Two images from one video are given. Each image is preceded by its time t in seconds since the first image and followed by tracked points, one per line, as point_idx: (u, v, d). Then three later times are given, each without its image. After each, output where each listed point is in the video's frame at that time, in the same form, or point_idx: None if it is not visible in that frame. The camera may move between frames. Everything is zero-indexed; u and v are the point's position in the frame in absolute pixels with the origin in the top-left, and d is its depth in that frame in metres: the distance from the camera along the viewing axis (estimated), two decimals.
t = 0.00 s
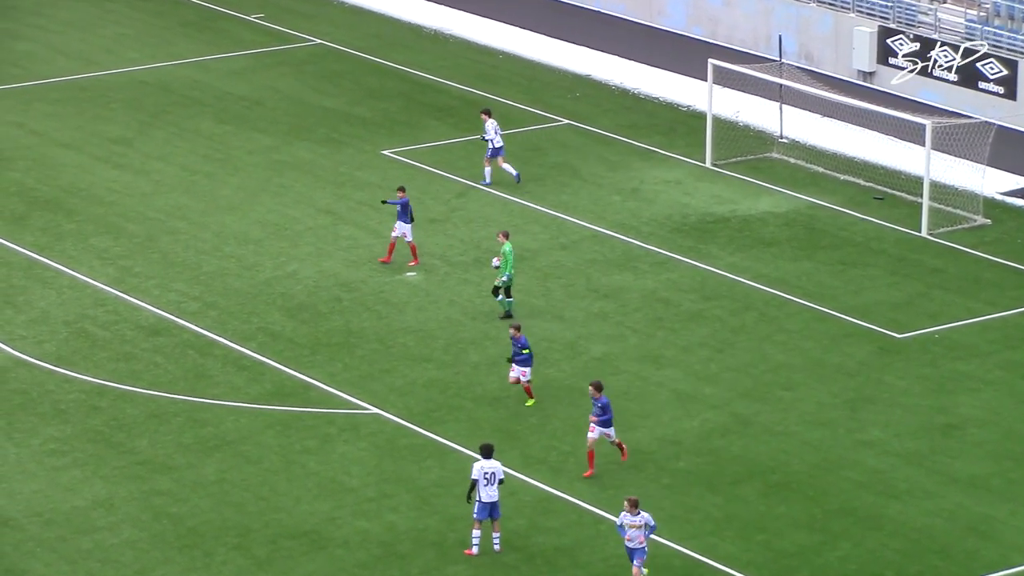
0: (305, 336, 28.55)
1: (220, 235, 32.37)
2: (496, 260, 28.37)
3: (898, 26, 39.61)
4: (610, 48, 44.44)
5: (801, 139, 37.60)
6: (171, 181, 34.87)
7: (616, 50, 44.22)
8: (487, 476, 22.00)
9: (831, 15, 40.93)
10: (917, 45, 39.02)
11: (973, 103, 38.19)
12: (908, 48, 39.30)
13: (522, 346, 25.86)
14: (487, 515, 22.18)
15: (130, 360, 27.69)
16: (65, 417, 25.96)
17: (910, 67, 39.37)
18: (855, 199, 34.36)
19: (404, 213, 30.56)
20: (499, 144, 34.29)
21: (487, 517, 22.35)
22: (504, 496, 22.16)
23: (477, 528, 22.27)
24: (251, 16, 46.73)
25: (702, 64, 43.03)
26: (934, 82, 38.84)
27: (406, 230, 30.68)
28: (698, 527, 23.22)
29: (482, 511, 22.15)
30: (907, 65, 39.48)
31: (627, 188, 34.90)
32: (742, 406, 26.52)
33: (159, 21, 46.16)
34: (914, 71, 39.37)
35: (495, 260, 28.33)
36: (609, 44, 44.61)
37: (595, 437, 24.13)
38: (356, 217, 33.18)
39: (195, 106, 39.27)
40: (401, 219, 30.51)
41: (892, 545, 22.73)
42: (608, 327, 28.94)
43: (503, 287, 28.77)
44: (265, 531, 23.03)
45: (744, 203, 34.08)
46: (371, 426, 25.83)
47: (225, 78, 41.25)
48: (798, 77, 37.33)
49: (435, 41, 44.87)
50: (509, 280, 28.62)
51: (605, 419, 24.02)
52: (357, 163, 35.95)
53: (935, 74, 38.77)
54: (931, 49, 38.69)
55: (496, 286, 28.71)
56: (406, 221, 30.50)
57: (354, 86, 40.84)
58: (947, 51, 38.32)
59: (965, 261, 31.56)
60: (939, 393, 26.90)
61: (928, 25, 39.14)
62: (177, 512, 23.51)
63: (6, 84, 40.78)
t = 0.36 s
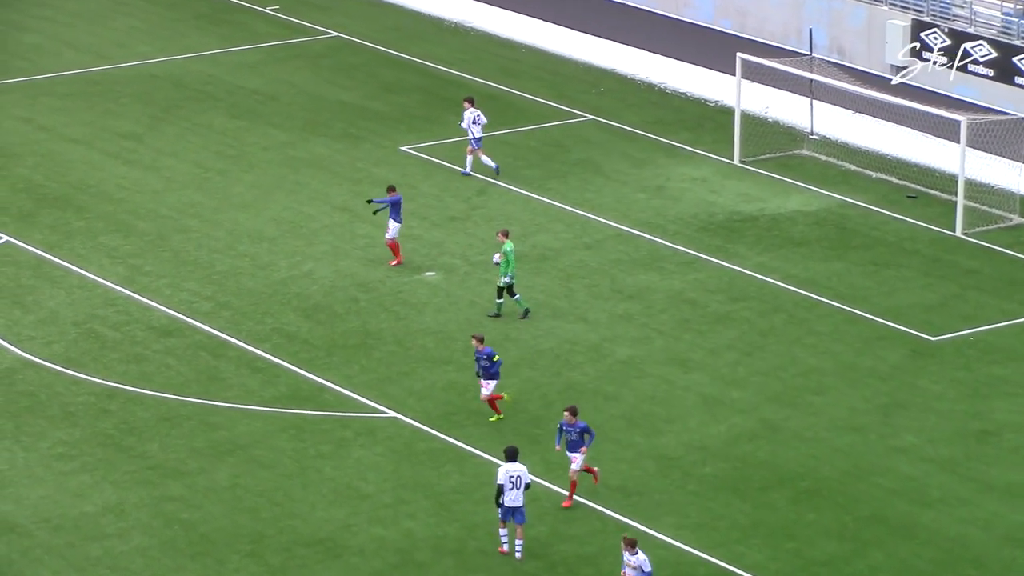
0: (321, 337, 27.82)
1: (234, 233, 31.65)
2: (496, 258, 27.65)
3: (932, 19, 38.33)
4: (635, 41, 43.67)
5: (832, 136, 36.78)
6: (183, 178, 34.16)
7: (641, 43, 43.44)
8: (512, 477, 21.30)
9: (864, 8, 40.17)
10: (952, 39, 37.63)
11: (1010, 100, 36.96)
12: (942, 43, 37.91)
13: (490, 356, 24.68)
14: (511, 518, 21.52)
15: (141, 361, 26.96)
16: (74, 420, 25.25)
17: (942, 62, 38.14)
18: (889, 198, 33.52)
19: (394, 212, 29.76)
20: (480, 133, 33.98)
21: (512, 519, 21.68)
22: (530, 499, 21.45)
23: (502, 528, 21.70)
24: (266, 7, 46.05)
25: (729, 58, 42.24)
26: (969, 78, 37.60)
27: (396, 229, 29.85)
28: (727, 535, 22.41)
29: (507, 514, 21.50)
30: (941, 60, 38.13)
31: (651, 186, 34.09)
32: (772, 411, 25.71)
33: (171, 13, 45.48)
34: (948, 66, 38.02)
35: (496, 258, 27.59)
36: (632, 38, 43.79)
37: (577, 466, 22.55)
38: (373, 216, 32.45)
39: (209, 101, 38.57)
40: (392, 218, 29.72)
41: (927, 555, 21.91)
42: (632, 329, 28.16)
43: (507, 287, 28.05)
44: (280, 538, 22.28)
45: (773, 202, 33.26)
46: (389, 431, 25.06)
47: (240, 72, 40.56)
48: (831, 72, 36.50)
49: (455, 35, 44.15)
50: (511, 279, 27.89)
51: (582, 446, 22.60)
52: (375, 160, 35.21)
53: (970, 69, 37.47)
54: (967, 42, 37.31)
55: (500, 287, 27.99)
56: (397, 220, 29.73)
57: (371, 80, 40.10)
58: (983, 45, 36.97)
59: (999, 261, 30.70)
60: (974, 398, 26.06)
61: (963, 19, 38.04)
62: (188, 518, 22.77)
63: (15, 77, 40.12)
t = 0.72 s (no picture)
0: (337, 339, 27.13)
1: (248, 231, 30.96)
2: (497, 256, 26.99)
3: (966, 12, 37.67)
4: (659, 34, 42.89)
5: (863, 133, 36.01)
6: (195, 175, 33.49)
7: (665, 36, 42.67)
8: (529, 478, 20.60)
9: None
10: (988, 33, 37.17)
11: None
12: (977, 37, 37.44)
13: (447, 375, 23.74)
14: (533, 522, 20.86)
15: (152, 364, 26.29)
16: (84, 424, 24.59)
17: (975, 56, 37.63)
18: (921, 197, 32.71)
19: (384, 214, 28.99)
20: (452, 124, 33.66)
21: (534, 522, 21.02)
22: (551, 501, 20.79)
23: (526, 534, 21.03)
24: None
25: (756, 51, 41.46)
26: (1003, 73, 37.14)
27: (386, 229, 29.13)
28: (755, 545, 21.65)
29: (529, 518, 20.83)
30: (975, 54, 37.64)
31: (676, 184, 33.34)
32: (801, 416, 24.94)
33: (184, 5, 44.83)
34: (982, 61, 37.57)
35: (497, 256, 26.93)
36: (656, 30, 43.02)
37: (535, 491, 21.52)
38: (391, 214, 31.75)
39: (222, 95, 37.91)
40: (381, 220, 28.96)
41: (962, 566, 21.13)
42: (657, 332, 27.41)
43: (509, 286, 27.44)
44: (295, 546, 21.58)
45: (802, 201, 32.48)
46: (408, 436, 24.34)
47: (255, 65, 39.90)
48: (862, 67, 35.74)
49: (474, 28, 43.44)
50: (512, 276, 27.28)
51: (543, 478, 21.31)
52: (394, 156, 34.51)
53: (1005, 64, 37.00)
54: (1003, 38, 36.80)
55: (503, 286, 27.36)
56: (387, 221, 28.99)
57: (389, 75, 39.40)
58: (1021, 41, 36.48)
59: None
60: (1010, 403, 25.25)
61: (998, 12, 37.19)
62: (200, 526, 22.07)
63: (24, 70, 39.50)
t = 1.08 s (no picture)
0: (351, 341, 26.41)
1: (260, 231, 30.26)
2: (495, 251, 26.37)
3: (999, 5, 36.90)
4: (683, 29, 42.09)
5: (893, 130, 35.24)
6: (205, 172, 32.82)
7: (689, 31, 41.88)
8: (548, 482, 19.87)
9: None
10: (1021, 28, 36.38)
11: None
12: (1010, 31, 36.71)
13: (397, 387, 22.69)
14: (554, 527, 20.08)
15: (160, 367, 25.59)
16: (90, 428, 23.89)
17: (1009, 50, 36.93)
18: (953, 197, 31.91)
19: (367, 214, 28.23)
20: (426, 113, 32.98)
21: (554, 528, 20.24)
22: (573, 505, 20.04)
23: (546, 542, 20.23)
24: None
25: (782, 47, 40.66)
26: None
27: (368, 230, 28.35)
28: (782, 555, 20.87)
29: (550, 523, 20.04)
30: (1008, 48, 36.92)
31: (700, 182, 32.58)
32: (829, 421, 24.15)
33: None
34: (1015, 55, 36.86)
35: (494, 251, 26.31)
36: (679, 25, 42.24)
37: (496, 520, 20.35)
38: (407, 213, 31.04)
39: (234, 90, 37.23)
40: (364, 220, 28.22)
41: None
42: (682, 334, 26.64)
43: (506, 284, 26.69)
44: (306, 555, 20.86)
45: (831, 199, 31.70)
46: (424, 441, 23.60)
47: (268, 59, 39.21)
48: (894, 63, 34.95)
49: (492, 21, 42.71)
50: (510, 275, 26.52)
51: (500, 505, 20.10)
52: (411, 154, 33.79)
53: None
54: None
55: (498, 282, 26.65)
56: (368, 222, 28.24)
57: (405, 70, 38.69)
58: None
59: None
60: None
61: None
62: (209, 533, 21.35)
63: (31, 64, 38.84)
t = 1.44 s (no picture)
0: (367, 348, 25.73)
1: (274, 235, 29.60)
2: (498, 258, 25.66)
3: None
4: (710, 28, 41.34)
5: (927, 132, 34.47)
6: (218, 174, 32.17)
7: (716, 30, 41.14)
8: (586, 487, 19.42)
9: None
10: None
11: None
12: None
13: (342, 411, 21.77)
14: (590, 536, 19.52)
15: (171, 375, 24.93)
16: (99, 438, 23.23)
17: None
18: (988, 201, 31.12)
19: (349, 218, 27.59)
20: (396, 108, 32.57)
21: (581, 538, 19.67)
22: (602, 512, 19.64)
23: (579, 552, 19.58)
24: None
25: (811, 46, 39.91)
26: None
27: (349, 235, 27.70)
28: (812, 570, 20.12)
29: (586, 531, 19.47)
30: None
31: (726, 185, 31.83)
32: (860, 432, 23.39)
33: None
34: None
35: (498, 257, 25.62)
36: (706, 24, 41.51)
37: (434, 566, 19.17)
38: (426, 216, 30.36)
39: (249, 90, 36.59)
40: (347, 225, 27.57)
41: None
42: (708, 342, 25.90)
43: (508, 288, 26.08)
44: (321, 569, 20.17)
45: (863, 203, 30.93)
46: (443, 452, 22.89)
47: (284, 58, 38.58)
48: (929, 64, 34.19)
49: (512, 18, 42.03)
50: (514, 280, 25.93)
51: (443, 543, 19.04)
52: (430, 156, 33.10)
53: None
54: None
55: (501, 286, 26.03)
56: (350, 227, 27.59)
57: (424, 69, 38.01)
58: None
59: None
60: None
61: None
62: (220, 546, 20.67)
63: (42, 63, 38.25)
